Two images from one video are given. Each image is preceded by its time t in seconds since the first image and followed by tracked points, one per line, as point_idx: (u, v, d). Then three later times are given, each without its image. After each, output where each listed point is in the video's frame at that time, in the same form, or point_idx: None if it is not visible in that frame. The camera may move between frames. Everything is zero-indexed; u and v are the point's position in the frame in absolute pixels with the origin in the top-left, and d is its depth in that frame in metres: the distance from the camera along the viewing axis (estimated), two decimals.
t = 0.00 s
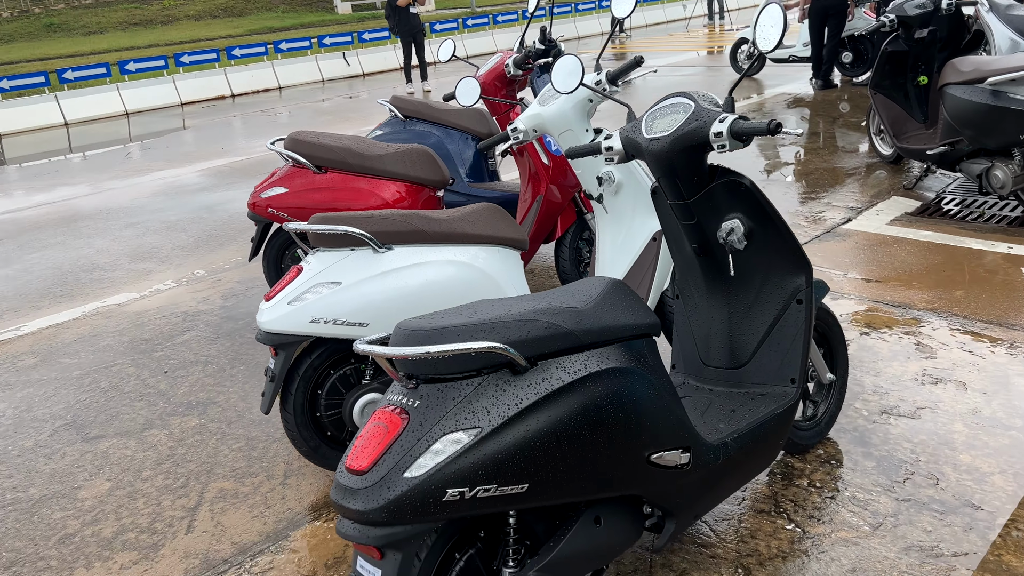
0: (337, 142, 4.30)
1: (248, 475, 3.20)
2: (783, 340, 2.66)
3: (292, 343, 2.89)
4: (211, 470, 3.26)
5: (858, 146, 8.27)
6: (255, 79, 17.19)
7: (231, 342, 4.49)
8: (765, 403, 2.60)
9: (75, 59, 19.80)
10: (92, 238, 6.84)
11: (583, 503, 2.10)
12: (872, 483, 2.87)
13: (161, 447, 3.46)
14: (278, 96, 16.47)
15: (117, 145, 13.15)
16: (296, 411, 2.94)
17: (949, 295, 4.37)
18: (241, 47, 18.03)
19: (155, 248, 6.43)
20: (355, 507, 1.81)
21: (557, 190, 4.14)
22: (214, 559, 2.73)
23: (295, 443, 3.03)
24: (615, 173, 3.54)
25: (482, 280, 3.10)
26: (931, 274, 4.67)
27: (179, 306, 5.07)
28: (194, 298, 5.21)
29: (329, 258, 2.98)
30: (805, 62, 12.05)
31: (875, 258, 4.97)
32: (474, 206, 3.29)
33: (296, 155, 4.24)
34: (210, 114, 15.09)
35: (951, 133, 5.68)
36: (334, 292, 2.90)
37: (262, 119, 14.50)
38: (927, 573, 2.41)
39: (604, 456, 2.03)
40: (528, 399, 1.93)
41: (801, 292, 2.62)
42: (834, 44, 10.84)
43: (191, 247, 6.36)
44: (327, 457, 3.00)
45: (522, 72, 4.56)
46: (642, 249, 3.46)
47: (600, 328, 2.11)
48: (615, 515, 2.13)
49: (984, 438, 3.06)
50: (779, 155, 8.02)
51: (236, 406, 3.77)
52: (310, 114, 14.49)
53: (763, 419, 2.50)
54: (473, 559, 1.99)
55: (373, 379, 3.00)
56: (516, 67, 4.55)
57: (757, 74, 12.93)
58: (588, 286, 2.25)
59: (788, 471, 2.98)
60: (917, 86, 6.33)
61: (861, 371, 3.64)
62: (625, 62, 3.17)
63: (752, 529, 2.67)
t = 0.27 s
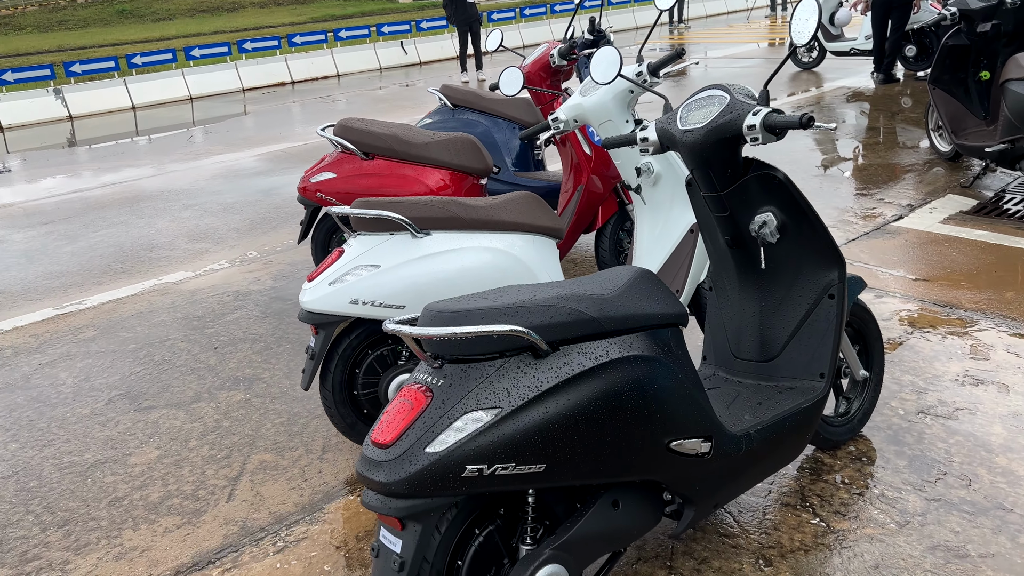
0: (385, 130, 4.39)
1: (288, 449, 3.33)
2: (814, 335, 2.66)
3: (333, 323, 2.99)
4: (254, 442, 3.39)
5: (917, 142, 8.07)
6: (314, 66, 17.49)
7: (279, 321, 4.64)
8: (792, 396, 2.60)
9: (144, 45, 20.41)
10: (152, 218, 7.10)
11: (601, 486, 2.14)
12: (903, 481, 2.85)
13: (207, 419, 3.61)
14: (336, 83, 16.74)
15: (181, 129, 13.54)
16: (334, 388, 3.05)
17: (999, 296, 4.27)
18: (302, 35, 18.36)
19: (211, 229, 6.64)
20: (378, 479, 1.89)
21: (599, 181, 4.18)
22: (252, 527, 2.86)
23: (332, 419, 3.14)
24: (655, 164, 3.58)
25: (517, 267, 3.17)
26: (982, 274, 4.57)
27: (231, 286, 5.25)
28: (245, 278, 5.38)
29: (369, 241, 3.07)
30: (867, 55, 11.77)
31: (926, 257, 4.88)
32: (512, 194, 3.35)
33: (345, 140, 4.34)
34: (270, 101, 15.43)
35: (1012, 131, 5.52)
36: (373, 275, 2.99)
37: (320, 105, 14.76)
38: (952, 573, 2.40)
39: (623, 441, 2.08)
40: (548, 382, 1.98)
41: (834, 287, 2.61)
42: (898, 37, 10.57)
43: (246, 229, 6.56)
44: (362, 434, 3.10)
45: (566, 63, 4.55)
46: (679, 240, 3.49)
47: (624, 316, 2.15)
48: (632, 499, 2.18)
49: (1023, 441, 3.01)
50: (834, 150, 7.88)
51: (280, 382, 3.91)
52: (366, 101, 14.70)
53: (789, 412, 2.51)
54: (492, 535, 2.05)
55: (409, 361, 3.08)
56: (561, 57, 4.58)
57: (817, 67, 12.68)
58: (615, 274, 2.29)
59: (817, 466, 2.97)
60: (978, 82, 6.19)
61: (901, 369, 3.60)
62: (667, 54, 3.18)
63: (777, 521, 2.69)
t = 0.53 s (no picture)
0: (417, 117, 4.42)
1: (314, 430, 3.38)
2: (840, 329, 2.62)
3: (359, 307, 3.02)
4: (281, 423, 3.45)
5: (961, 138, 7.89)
6: (354, 54, 17.60)
7: (310, 305, 4.70)
8: (816, 391, 2.57)
9: (188, 31, 20.71)
10: (190, 202, 7.22)
11: (617, 474, 2.15)
12: (928, 480, 2.80)
13: (237, 398, 3.68)
14: (375, 71, 16.83)
15: (221, 115, 13.73)
16: (359, 372, 3.09)
17: None
18: (342, 23, 18.48)
19: (247, 213, 6.74)
20: (394, 460, 1.92)
21: (630, 171, 4.17)
22: (275, 505, 2.91)
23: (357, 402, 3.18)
24: (684, 154, 3.55)
25: (542, 255, 3.18)
26: (1022, 273, 4.46)
27: (265, 270, 5.32)
28: (279, 262, 5.46)
29: (396, 227, 3.09)
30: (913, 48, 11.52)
31: (964, 254, 4.77)
32: (539, 182, 3.36)
33: (377, 127, 4.38)
34: (309, 88, 15.56)
35: None
36: (399, 260, 3.01)
37: (358, 93, 14.86)
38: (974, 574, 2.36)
39: (639, 430, 2.08)
40: (565, 368, 1.99)
41: (861, 281, 2.57)
42: (945, 30, 10.32)
43: (281, 214, 6.64)
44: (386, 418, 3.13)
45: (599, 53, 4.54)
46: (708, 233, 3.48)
47: (643, 305, 2.15)
48: (648, 488, 2.18)
49: None
50: (874, 144, 7.73)
51: (308, 365, 3.97)
52: (404, 89, 14.77)
53: (811, 406, 2.49)
54: (506, 520, 2.07)
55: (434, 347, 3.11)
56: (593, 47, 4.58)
57: (861, 60, 12.44)
58: (636, 263, 2.29)
59: (841, 462, 2.94)
60: None
61: (932, 368, 3.53)
62: (699, 43, 3.17)
63: (797, 517, 2.67)
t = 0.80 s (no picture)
0: (424, 106, 4.38)
1: (313, 420, 3.37)
2: (843, 327, 2.57)
3: (359, 297, 3.01)
4: (281, 412, 3.45)
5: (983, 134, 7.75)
6: (372, 44, 17.59)
7: (316, 295, 4.70)
8: (816, 389, 2.53)
9: (209, 20, 20.80)
10: (203, 190, 7.25)
11: (608, 471, 2.12)
12: (932, 482, 2.75)
13: (239, 387, 3.69)
14: (393, 61, 16.82)
15: (239, 103, 13.78)
16: (359, 362, 3.07)
17: None
18: (361, 13, 18.48)
19: (258, 202, 6.76)
20: (379, 452, 1.90)
21: (638, 163, 4.12)
22: (271, 494, 2.91)
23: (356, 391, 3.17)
24: (690, 148, 3.51)
25: (543, 248, 3.16)
26: None
27: (274, 259, 5.33)
28: (288, 251, 5.47)
29: (397, 217, 3.08)
30: (937, 42, 11.33)
31: (980, 252, 4.68)
32: (542, 174, 3.33)
33: (385, 117, 4.36)
34: (327, 77, 15.58)
35: None
36: (399, 251, 3.00)
37: (376, 83, 14.86)
38: None
39: (630, 426, 2.04)
40: (554, 363, 1.96)
41: (865, 279, 2.52)
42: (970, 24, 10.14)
43: (292, 204, 6.65)
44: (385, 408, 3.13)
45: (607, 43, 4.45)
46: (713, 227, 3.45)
47: (637, 300, 2.11)
48: (640, 486, 2.15)
49: None
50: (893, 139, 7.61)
51: (311, 354, 3.96)
52: (421, 80, 14.74)
53: (811, 405, 2.44)
54: (494, 514, 2.05)
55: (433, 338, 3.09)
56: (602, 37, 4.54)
57: (883, 54, 12.25)
58: (631, 258, 2.26)
59: (844, 462, 2.90)
60: None
61: (941, 368, 3.46)
62: (707, 33, 3.09)
63: (796, 517, 2.62)
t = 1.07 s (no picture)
0: (408, 101, 4.32)
1: (288, 419, 3.32)
2: (821, 330, 2.50)
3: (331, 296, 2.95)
4: (256, 411, 3.39)
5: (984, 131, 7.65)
6: (374, 38, 17.52)
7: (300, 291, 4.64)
8: (794, 394, 2.46)
9: (211, 12, 20.73)
10: (195, 183, 7.20)
11: (572, 478, 2.06)
12: (914, 489, 2.68)
13: (216, 384, 3.63)
14: (395, 54, 16.74)
15: (239, 97, 13.73)
16: (333, 361, 3.02)
17: None
18: (363, 6, 18.40)
19: (249, 196, 6.70)
20: (332, 459, 1.84)
21: (624, 160, 4.06)
22: (240, 496, 2.86)
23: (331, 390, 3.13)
24: (672, 144, 3.44)
25: (520, 247, 3.10)
26: None
27: (260, 254, 5.28)
28: (275, 247, 5.41)
29: (370, 214, 3.01)
30: (940, 38, 11.21)
31: (975, 251, 4.60)
32: (522, 170, 3.26)
33: (369, 111, 4.29)
34: (328, 71, 15.51)
35: None
36: (371, 249, 2.93)
37: (377, 77, 14.79)
38: None
39: (593, 433, 1.99)
40: (514, 368, 1.90)
41: (844, 281, 2.45)
42: (973, 20, 10.03)
43: (283, 198, 6.59)
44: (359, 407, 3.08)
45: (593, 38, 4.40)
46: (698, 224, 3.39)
47: (603, 302, 2.05)
48: (605, 493, 2.09)
49: None
50: (893, 136, 7.52)
51: (291, 352, 3.91)
52: (422, 74, 14.67)
53: (786, 410, 2.38)
54: (455, 522, 1.99)
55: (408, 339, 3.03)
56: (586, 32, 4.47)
57: (887, 49, 12.13)
58: (599, 259, 2.20)
59: (824, 468, 2.83)
60: None
61: (930, 371, 3.39)
62: (689, 29, 3.05)
63: (773, 525, 2.56)
